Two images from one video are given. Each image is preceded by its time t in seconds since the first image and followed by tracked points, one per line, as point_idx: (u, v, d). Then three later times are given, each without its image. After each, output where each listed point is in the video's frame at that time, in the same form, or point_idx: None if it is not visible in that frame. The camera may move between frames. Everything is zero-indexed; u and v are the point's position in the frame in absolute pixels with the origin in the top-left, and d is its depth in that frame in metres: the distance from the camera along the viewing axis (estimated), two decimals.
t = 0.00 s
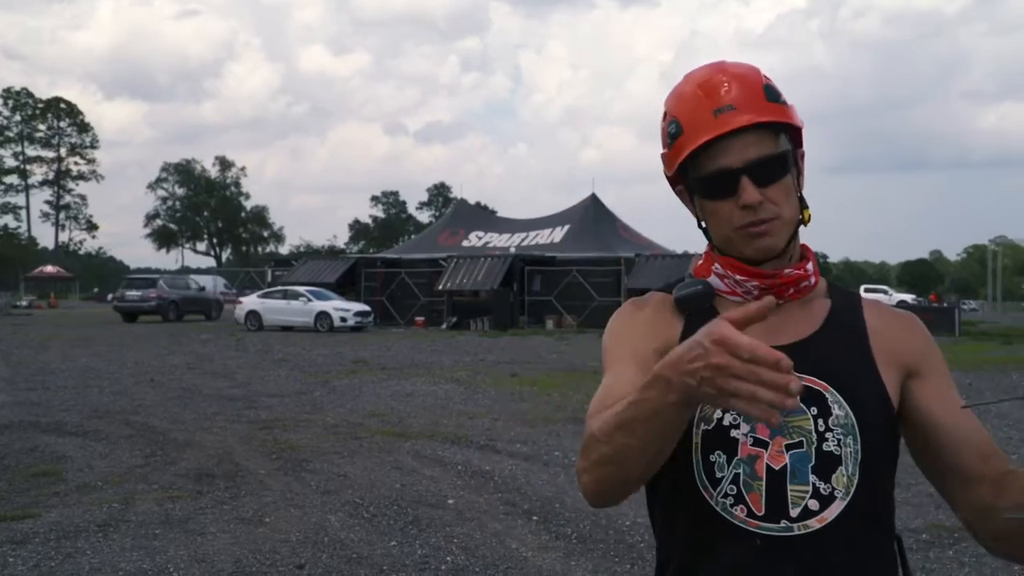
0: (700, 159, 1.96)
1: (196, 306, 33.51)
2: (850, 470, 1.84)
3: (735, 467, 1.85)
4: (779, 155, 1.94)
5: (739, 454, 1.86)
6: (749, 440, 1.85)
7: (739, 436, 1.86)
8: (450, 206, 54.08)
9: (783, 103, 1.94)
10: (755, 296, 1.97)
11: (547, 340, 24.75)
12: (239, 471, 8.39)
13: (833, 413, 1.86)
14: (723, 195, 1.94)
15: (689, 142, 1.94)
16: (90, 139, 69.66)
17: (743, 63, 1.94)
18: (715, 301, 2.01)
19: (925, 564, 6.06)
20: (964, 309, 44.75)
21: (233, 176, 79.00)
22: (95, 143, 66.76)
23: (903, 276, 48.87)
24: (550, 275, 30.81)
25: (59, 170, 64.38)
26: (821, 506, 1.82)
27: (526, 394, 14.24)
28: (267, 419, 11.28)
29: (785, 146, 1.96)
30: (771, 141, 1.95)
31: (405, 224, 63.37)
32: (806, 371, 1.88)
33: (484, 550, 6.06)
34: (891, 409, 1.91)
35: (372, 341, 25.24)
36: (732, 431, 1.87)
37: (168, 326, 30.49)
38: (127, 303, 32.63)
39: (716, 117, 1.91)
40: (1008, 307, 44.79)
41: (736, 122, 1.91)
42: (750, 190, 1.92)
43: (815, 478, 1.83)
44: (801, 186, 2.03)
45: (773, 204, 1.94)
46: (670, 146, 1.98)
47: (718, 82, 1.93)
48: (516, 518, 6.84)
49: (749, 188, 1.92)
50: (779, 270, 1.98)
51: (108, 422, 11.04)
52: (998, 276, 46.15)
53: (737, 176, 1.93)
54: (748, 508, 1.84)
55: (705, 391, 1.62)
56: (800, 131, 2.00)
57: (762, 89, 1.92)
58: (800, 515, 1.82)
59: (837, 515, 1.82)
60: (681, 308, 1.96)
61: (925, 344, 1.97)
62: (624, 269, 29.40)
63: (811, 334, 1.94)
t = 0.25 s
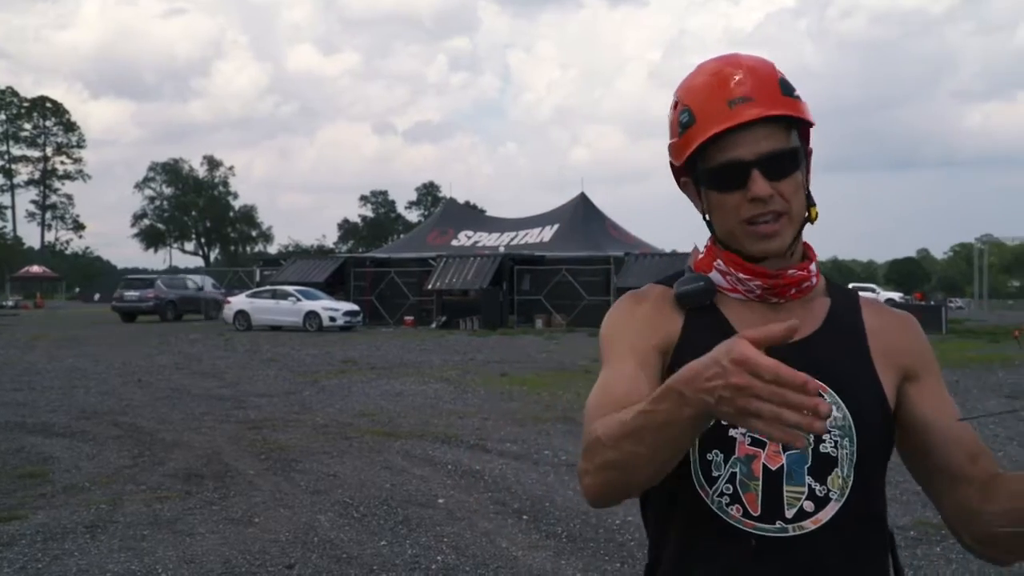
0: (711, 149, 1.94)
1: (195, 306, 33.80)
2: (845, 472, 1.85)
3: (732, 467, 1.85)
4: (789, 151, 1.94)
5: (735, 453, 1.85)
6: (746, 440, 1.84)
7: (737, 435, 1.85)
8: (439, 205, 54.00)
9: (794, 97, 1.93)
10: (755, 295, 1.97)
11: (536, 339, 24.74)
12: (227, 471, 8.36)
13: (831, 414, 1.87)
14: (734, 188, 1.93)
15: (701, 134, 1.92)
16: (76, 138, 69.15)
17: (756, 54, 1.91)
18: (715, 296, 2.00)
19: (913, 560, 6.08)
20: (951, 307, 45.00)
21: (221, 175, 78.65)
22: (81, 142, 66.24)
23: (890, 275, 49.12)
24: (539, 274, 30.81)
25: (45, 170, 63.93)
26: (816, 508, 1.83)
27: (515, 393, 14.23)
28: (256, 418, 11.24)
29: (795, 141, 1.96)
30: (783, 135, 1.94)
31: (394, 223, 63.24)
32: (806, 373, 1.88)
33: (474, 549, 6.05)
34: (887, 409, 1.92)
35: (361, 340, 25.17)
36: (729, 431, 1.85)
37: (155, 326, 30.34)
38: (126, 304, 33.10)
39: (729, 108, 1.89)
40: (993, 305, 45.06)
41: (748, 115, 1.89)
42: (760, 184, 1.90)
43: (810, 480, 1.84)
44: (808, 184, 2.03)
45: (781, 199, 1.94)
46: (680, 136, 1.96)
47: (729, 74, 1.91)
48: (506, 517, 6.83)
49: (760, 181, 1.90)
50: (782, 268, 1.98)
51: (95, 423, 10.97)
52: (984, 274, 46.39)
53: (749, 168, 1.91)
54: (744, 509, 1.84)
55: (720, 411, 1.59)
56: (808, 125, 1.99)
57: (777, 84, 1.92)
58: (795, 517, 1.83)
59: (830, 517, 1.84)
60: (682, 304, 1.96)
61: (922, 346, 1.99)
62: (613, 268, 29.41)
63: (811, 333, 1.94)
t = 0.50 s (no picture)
0: (711, 146, 1.94)
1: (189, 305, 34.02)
2: (827, 475, 1.86)
3: (715, 466, 1.85)
4: (789, 150, 1.94)
5: (720, 453, 1.85)
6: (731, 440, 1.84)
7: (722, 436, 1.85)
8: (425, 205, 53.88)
9: (796, 97, 1.94)
10: (748, 295, 1.97)
11: (522, 338, 24.75)
12: (213, 470, 8.31)
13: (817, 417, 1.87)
14: (732, 185, 1.92)
15: (703, 129, 1.92)
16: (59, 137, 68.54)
17: (760, 52, 1.92)
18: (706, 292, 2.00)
19: (897, 557, 6.12)
20: (935, 305, 45.31)
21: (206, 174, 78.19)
22: (64, 140, 65.67)
23: (875, 273, 49.40)
24: (526, 273, 30.82)
25: (27, 169, 63.36)
26: (797, 509, 1.85)
27: (502, 392, 14.22)
28: (241, 418, 11.20)
29: (795, 141, 1.96)
30: (783, 136, 1.94)
31: (381, 223, 63.08)
32: (793, 374, 1.88)
33: (462, 548, 6.04)
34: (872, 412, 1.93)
35: (347, 339, 25.09)
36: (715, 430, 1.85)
37: (140, 326, 30.14)
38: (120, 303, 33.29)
39: (731, 105, 1.89)
40: (977, 304, 45.40)
41: (749, 114, 1.90)
42: (761, 184, 1.91)
43: (793, 482, 1.85)
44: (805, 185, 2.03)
45: (780, 200, 1.93)
46: (682, 130, 1.95)
47: (732, 73, 1.91)
48: (494, 516, 6.83)
49: (761, 182, 1.91)
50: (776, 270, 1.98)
51: (79, 423, 10.88)
52: (968, 273, 46.70)
53: (748, 167, 1.91)
54: (726, 508, 1.84)
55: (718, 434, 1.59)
56: (809, 125, 2.00)
57: (780, 84, 1.92)
58: (776, 517, 1.84)
59: (811, 518, 1.85)
60: (674, 301, 1.96)
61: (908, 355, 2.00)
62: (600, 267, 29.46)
63: (799, 334, 1.95)
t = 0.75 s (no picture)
0: (704, 140, 1.95)
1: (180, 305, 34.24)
2: (801, 475, 1.87)
3: (692, 464, 1.86)
4: (783, 150, 1.94)
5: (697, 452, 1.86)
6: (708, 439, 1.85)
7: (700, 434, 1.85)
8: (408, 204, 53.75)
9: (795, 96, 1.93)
10: (731, 293, 1.97)
11: (505, 338, 24.75)
12: (194, 471, 8.26)
13: (794, 418, 1.88)
14: (723, 179, 1.93)
15: (696, 122, 1.92)
16: (36, 135, 67.80)
17: (759, 48, 1.93)
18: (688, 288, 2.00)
19: (878, 553, 6.16)
20: (914, 303, 45.76)
21: (186, 173, 77.60)
22: (41, 138, 64.95)
23: (855, 272, 49.80)
24: (509, 273, 30.82)
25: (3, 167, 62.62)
26: (771, 508, 1.85)
27: (485, 391, 14.22)
28: (222, 418, 11.13)
29: (788, 141, 1.97)
30: (777, 134, 1.95)
31: (363, 222, 62.89)
32: (771, 373, 1.89)
33: (445, 548, 6.03)
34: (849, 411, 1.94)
35: (329, 339, 24.99)
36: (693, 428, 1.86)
37: (119, 326, 29.88)
38: (111, 303, 33.55)
39: (726, 100, 1.90)
40: (954, 302, 45.87)
41: (744, 109, 1.90)
42: (750, 179, 1.91)
43: (769, 482, 1.86)
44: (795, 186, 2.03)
45: (768, 198, 1.94)
46: (676, 121, 1.96)
47: (728, 68, 1.92)
48: (476, 515, 6.82)
49: (751, 176, 1.91)
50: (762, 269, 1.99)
51: (57, 424, 10.77)
52: (946, 272, 47.18)
53: (739, 163, 1.92)
54: (701, 505, 1.85)
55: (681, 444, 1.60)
56: (803, 124, 2.00)
57: (778, 82, 1.93)
58: (750, 516, 1.85)
59: (785, 517, 1.86)
60: (655, 297, 1.96)
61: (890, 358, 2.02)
62: (582, 266, 29.50)
63: (780, 334, 1.95)
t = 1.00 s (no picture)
0: (683, 137, 1.95)
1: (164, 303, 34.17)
2: (780, 471, 1.85)
3: (670, 461, 1.84)
4: (760, 147, 1.95)
5: (675, 447, 1.84)
6: (686, 435, 1.83)
7: (677, 430, 1.84)
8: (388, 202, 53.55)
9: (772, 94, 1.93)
10: (708, 290, 1.97)
11: (484, 336, 24.73)
12: (170, 470, 8.18)
13: (772, 414, 1.86)
14: (701, 177, 1.94)
15: (674, 119, 1.92)
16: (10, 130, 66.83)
17: (739, 43, 1.92)
18: (664, 285, 1.99)
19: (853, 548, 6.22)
20: (889, 301, 46.26)
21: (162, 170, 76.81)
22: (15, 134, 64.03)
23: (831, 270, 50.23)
24: (488, 271, 30.81)
25: None
26: (750, 504, 1.84)
27: (464, 389, 14.21)
28: (201, 417, 11.04)
29: (766, 138, 1.97)
30: (755, 130, 1.95)
31: (342, 220, 62.61)
32: (747, 369, 1.88)
33: (424, 546, 6.01)
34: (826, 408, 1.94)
35: (307, 337, 24.84)
36: (670, 424, 1.84)
37: (94, 324, 29.53)
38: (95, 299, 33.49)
39: (705, 96, 1.90)
40: (929, 300, 46.44)
41: (723, 107, 1.90)
42: (727, 178, 1.92)
43: (747, 477, 1.84)
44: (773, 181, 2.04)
45: (745, 195, 1.95)
46: (655, 117, 1.95)
47: (708, 65, 1.91)
48: (456, 513, 6.81)
49: (727, 176, 1.92)
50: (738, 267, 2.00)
51: (31, 423, 10.62)
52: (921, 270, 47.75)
53: (716, 161, 1.93)
54: (679, 502, 1.84)
55: (656, 569, 1.71)
56: (781, 123, 2.00)
57: (757, 79, 1.93)
58: (729, 513, 1.83)
59: (763, 514, 1.84)
60: (630, 296, 1.95)
61: (866, 355, 2.04)
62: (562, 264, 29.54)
63: (756, 331, 1.95)
